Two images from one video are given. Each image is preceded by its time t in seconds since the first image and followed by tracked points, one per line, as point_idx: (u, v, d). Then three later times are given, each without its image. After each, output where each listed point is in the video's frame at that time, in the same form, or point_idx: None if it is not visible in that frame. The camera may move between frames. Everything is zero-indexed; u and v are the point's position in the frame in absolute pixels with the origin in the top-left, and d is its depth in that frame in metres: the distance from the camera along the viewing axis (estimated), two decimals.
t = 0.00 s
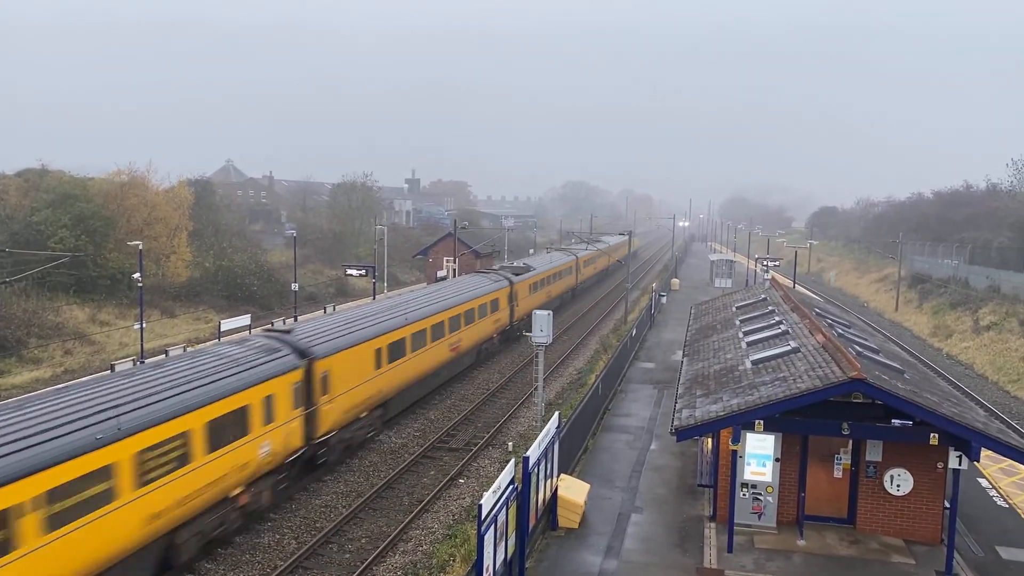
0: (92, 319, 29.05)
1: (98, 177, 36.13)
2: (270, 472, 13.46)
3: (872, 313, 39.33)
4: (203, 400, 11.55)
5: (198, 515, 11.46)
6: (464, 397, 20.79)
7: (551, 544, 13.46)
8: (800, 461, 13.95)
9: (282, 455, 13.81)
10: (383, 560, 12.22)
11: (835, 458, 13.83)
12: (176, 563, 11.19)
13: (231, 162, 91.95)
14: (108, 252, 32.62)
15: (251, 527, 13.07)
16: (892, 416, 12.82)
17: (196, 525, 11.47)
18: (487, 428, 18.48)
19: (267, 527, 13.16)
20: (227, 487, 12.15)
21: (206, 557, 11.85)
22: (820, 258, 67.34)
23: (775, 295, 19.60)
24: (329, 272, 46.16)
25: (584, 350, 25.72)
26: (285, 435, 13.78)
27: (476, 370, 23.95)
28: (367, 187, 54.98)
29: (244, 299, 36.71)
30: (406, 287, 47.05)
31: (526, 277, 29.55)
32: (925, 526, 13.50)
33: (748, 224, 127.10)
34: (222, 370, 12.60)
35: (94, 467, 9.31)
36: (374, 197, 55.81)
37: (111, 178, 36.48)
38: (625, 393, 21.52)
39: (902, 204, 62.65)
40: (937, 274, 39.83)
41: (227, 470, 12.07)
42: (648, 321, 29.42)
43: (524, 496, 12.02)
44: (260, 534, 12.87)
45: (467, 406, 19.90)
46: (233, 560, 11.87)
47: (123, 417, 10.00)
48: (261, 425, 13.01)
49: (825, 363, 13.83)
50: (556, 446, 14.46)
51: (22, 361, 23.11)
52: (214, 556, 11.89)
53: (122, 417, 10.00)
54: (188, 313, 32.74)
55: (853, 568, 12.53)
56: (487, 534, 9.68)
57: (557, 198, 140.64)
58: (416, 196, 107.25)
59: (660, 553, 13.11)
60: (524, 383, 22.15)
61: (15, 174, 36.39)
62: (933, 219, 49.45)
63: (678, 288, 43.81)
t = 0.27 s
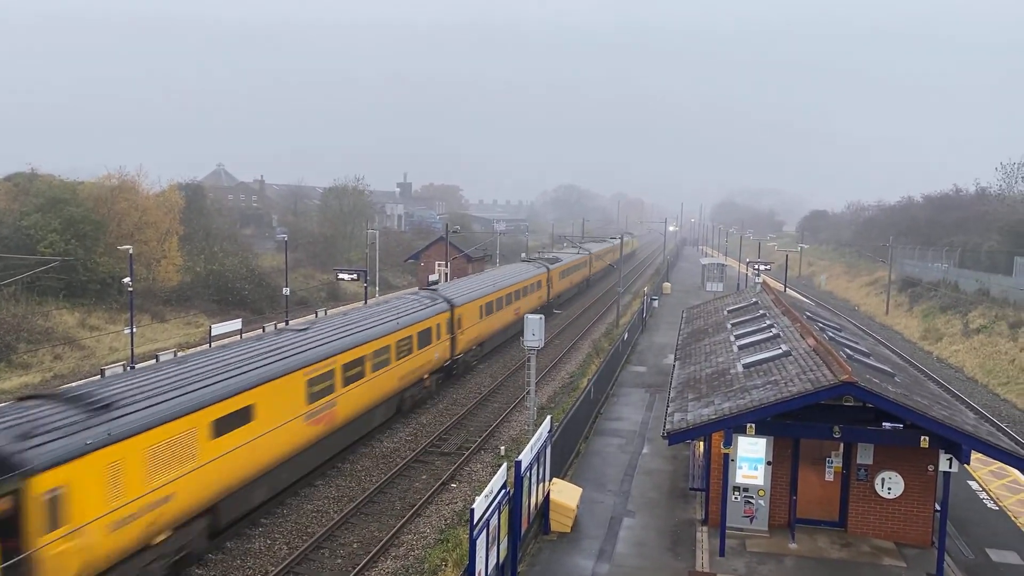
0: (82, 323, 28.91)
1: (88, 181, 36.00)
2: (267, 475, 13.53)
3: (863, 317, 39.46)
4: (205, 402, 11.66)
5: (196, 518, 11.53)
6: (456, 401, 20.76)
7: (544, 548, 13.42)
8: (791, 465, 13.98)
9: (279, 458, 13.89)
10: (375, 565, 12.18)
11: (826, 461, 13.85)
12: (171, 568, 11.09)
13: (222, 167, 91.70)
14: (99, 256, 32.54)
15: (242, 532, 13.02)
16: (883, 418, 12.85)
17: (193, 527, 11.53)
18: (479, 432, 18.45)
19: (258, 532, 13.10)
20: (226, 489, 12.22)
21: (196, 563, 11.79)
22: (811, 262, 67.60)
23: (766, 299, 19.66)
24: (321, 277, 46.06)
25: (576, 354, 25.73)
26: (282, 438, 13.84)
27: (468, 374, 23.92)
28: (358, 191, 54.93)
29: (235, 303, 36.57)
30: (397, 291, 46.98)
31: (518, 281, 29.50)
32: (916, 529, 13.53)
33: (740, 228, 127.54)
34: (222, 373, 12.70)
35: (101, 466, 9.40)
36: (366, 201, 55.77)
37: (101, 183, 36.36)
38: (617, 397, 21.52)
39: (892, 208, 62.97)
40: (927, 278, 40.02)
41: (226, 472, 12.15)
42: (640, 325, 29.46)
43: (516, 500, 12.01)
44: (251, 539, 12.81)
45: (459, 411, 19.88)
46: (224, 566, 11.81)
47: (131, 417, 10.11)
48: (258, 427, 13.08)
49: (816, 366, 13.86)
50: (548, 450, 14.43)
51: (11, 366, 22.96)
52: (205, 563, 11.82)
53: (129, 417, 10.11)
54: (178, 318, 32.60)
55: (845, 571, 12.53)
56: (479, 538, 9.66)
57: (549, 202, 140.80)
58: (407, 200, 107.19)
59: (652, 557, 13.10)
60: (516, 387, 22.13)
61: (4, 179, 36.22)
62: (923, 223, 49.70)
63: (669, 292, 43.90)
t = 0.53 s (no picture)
0: (71, 328, 28.77)
1: (77, 185, 35.88)
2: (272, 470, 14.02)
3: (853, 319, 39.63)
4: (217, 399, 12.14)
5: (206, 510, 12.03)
6: (447, 405, 20.74)
7: (535, 552, 13.41)
8: (781, 467, 14.01)
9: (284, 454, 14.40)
10: (366, 570, 12.14)
11: (817, 464, 13.89)
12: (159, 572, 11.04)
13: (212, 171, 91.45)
14: (88, 260, 32.50)
15: (232, 537, 12.96)
16: (873, 421, 12.90)
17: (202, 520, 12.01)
18: (470, 436, 18.45)
19: (248, 537, 13.04)
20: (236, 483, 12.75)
21: (186, 567, 11.74)
22: (801, 265, 67.89)
23: (756, 302, 19.73)
24: (311, 281, 45.97)
25: (567, 357, 25.75)
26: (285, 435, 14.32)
27: (460, 378, 23.90)
28: (349, 195, 54.89)
29: (225, 307, 36.41)
30: (388, 295, 46.93)
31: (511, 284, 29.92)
32: (906, 531, 13.58)
33: (730, 231, 128.00)
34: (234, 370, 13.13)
35: (112, 464, 9.66)
36: (357, 205, 55.74)
37: (90, 186, 36.23)
38: (608, 401, 21.53)
39: (881, 211, 63.34)
40: (915, 281, 40.26)
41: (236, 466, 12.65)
42: (631, 329, 29.51)
43: (508, 503, 12.02)
44: (241, 544, 12.75)
45: (450, 415, 19.86)
46: (214, 572, 11.75)
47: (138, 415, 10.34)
48: (269, 419, 13.67)
49: (806, 369, 13.91)
50: (539, 454, 14.41)
51: None
52: (195, 568, 11.76)
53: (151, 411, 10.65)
54: (168, 322, 32.47)
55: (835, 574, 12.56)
56: (470, 542, 9.65)
57: (540, 205, 140.97)
58: (398, 204, 107.11)
59: (644, 561, 13.10)
60: (508, 391, 22.13)
61: None
62: (912, 226, 50.00)
63: (660, 295, 44.02)
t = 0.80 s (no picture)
0: (58, 332, 28.57)
1: (64, 189, 35.72)
2: (353, 415, 17.15)
3: (841, 322, 39.79)
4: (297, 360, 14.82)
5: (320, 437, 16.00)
6: (437, 409, 20.71)
7: (525, 556, 13.37)
8: (771, 470, 14.04)
9: (360, 401, 17.53)
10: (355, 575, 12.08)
11: (806, 466, 13.93)
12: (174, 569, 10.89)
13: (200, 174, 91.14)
14: (75, 264, 32.35)
15: (221, 542, 12.88)
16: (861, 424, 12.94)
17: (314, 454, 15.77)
18: (460, 440, 18.42)
19: (236, 542, 12.96)
20: (327, 426, 15.97)
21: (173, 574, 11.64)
22: (789, 268, 68.18)
23: (745, 305, 19.79)
24: (300, 285, 45.84)
25: (557, 361, 25.76)
26: (358, 388, 17.30)
27: (449, 382, 23.85)
28: (338, 198, 54.81)
29: (214, 311, 36.16)
30: (378, 298, 46.84)
31: (508, 284, 30.94)
32: (894, 534, 13.63)
33: (720, 234, 128.48)
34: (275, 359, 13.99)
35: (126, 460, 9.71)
36: (346, 208, 55.66)
37: (78, 190, 36.07)
38: (598, 404, 21.55)
39: (868, 214, 63.70)
40: (903, 284, 40.49)
41: (324, 415, 15.71)
42: (620, 332, 29.55)
43: (497, 507, 12.00)
44: (229, 550, 12.66)
45: (439, 419, 19.82)
46: None
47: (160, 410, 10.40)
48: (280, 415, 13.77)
49: (795, 372, 13.94)
50: (529, 458, 14.38)
51: None
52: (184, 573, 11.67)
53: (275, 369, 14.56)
54: (157, 326, 32.28)
55: None
56: (460, 547, 9.60)
57: (530, 208, 141.10)
58: (387, 207, 106.95)
59: (634, 564, 13.09)
60: (498, 395, 22.10)
61: None
62: (899, 229, 50.29)
63: (649, 297, 44.11)
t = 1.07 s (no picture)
0: (44, 336, 28.40)
1: (50, 192, 35.59)
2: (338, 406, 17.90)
3: (829, 324, 40.00)
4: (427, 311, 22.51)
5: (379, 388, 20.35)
6: (425, 412, 20.70)
7: (514, 559, 13.36)
8: (758, 472, 14.10)
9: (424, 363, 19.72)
10: None
11: (793, 468, 13.98)
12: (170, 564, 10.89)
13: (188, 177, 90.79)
14: (62, 267, 32.13)
15: (208, 547, 12.82)
16: (848, 426, 13.00)
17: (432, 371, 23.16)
18: (449, 443, 18.41)
19: (224, 546, 12.90)
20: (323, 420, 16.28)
21: None
22: (777, 271, 68.50)
23: (733, 307, 19.88)
24: (288, 288, 45.71)
25: (546, 364, 25.79)
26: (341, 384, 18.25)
27: (439, 384, 23.83)
28: (326, 201, 54.75)
29: (202, 315, 35.98)
30: (367, 301, 46.79)
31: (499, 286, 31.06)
32: (881, 535, 13.70)
33: (709, 236, 128.91)
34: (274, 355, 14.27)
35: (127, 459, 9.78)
36: (335, 211, 55.56)
37: (64, 193, 35.89)
38: (587, 406, 21.59)
39: (855, 217, 64.10)
40: (889, 286, 40.78)
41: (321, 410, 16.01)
42: (609, 334, 29.61)
43: (486, 511, 11.97)
44: (217, 554, 12.58)
45: (428, 422, 19.79)
46: None
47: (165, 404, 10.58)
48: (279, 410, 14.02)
49: (782, 374, 14.01)
50: (518, 461, 14.37)
51: None
52: None
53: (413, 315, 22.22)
54: (144, 329, 32.13)
55: None
56: (448, 550, 9.57)
57: (520, 211, 141.21)
58: (375, 210, 106.75)
59: (623, 567, 13.11)
60: (487, 398, 22.11)
61: None
62: (886, 232, 50.62)
63: (638, 300, 44.21)
